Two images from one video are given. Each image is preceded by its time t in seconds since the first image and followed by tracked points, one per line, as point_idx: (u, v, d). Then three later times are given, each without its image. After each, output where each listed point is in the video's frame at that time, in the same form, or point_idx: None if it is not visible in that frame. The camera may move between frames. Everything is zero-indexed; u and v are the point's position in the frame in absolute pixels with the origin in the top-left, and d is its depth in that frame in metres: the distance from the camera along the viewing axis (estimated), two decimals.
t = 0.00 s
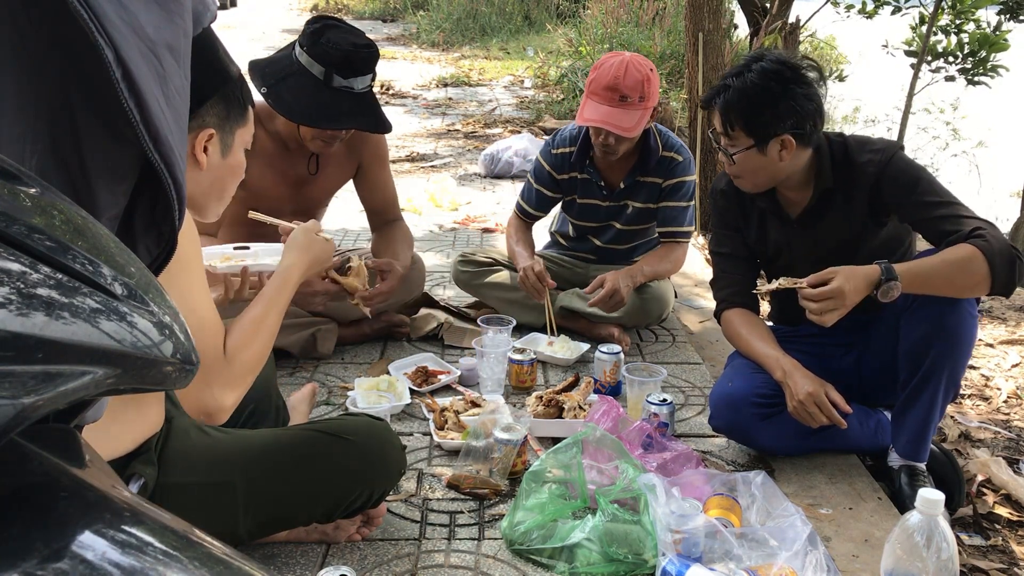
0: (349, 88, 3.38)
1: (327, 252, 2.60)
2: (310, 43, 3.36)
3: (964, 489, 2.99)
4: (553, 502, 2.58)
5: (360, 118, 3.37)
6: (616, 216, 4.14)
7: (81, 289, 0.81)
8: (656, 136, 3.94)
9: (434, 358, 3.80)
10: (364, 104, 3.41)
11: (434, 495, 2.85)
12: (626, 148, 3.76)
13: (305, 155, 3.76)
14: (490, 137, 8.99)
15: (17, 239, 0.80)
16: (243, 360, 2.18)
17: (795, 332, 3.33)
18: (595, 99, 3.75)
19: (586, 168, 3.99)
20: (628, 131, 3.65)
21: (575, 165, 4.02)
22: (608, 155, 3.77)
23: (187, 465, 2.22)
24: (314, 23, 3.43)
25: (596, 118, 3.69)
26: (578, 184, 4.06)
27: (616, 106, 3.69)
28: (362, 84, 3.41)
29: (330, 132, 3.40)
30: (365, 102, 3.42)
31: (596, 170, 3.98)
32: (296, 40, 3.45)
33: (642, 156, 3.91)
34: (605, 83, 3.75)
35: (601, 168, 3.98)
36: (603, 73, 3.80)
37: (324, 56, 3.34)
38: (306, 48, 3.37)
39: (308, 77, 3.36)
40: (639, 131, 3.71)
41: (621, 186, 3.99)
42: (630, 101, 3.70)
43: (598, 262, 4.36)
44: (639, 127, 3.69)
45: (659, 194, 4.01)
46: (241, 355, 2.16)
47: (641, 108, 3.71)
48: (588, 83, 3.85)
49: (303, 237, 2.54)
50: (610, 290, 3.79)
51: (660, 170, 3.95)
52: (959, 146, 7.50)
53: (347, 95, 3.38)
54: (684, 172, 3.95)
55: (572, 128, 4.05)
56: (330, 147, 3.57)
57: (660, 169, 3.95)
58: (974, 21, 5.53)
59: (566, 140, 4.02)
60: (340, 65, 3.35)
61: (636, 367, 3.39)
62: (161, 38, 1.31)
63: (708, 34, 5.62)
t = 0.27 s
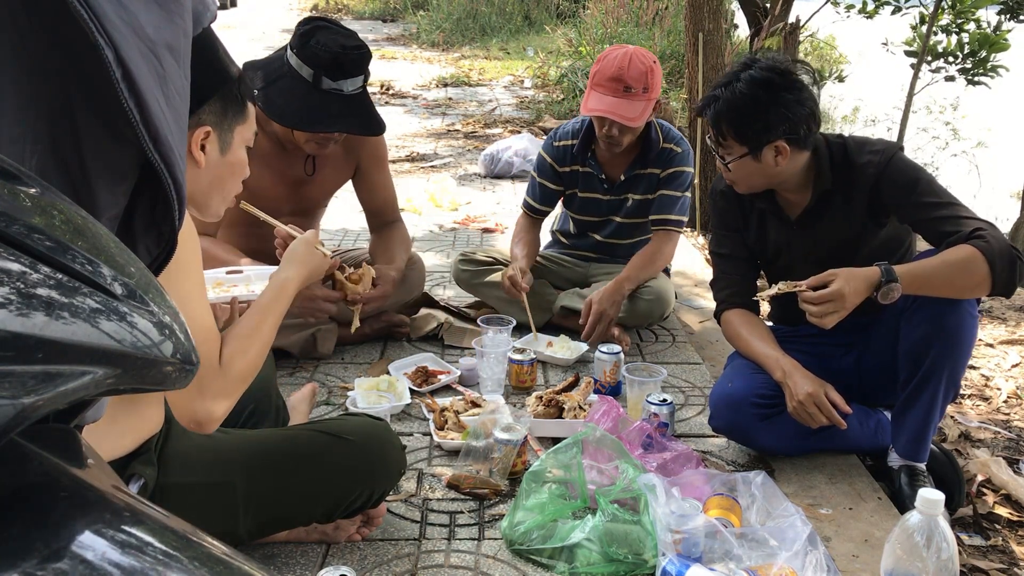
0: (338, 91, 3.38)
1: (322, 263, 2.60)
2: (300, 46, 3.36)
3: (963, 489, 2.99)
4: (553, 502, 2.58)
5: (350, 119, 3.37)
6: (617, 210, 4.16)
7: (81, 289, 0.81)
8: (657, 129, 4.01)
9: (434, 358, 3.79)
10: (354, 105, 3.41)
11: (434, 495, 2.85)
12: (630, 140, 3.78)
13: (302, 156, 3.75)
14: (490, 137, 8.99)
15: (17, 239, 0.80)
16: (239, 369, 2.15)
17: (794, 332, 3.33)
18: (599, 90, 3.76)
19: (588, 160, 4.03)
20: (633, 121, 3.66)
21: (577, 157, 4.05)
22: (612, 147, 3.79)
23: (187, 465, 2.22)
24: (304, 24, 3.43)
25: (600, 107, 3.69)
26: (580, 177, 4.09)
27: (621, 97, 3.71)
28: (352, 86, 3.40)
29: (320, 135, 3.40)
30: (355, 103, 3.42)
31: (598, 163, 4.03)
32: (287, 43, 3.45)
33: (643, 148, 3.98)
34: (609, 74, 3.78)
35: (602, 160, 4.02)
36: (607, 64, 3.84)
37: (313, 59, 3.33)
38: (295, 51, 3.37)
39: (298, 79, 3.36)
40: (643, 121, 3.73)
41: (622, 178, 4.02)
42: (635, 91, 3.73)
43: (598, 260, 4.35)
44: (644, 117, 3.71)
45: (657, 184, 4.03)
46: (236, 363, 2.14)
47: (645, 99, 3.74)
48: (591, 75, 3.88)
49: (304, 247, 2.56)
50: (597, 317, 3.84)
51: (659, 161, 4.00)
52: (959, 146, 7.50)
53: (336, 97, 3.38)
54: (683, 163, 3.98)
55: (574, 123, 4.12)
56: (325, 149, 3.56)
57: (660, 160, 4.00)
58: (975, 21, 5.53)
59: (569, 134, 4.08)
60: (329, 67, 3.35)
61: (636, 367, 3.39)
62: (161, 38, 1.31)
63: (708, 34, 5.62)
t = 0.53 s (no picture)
0: (338, 91, 3.38)
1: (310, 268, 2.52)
2: (300, 46, 3.36)
3: (964, 489, 2.99)
4: (553, 502, 2.58)
5: (349, 119, 3.38)
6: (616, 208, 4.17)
7: (81, 289, 0.81)
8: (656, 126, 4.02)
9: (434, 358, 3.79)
10: (354, 106, 3.41)
11: (434, 495, 2.85)
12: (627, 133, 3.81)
13: (302, 156, 3.75)
14: (490, 137, 8.99)
15: (17, 239, 0.80)
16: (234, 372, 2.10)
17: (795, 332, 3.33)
18: (594, 84, 3.81)
19: (587, 157, 4.07)
20: (628, 110, 3.70)
21: (577, 155, 4.08)
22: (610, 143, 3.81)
23: (186, 465, 2.23)
24: (303, 26, 3.42)
25: (596, 98, 3.72)
26: (579, 175, 4.12)
27: (615, 88, 3.75)
28: (352, 87, 3.40)
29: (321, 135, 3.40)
30: (356, 104, 3.42)
31: (597, 160, 4.06)
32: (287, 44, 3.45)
33: (641, 146, 4.00)
34: (602, 66, 3.82)
35: (601, 157, 4.05)
36: (600, 58, 3.88)
37: (313, 59, 3.33)
38: (296, 51, 3.37)
39: (299, 80, 3.36)
40: (638, 112, 3.76)
41: (620, 176, 4.05)
42: (629, 82, 3.77)
43: (598, 259, 4.36)
44: (639, 107, 3.74)
45: (653, 180, 4.03)
46: (231, 369, 2.09)
47: (639, 90, 3.78)
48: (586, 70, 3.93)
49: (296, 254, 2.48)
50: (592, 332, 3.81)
51: (656, 158, 4.01)
52: (959, 146, 7.51)
53: (337, 97, 3.38)
54: (680, 159, 3.99)
55: (574, 121, 4.13)
56: (326, 149, 3.56)
57: (656, 157, 4.00)
58: (974, 21, 5.53)
59: (568, 132, 4.09)
60: (330, 68, 3.35)
61: (636, 367, 3.39)
62: (162, 38, 1.31)
63: (708, 34, 5.63)
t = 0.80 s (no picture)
0: (342, 91, 3.39)
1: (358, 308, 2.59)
2: (305, 46, 3.37)
3: (963, 489, 2.99)
4: (553, 501, 2.58)
5: (348, 118, 3.38)
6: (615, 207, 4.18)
7: (81, 289, 0.81)
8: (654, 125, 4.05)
9: (434, 359, 3.79)
10: (358, 107, 3.42)
11: (434, 495, 2.85)
12: (619, 128, 3.85)
13: (304, 156, 3.75)
14: (490, 137, 8.98)
15: (17, 239, 0.80)
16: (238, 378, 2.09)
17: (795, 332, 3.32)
18: (582, 80, 3.89)
19: (586, 155, 4.10)
20: (612, 102, 3.75)
21: (577, 154, 4.12)
22: (605, 138, 3.87)
23: (185, 466, 2.24)
24: (309, 24, 3.42)
25: (585, 93, 3.78)
26: (578, 173, 4.15)
27: (601, 81, 3.81)
28: (356, 87, 3.41)
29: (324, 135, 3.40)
30: (359, 104, 3.43)
31: (596, 158, 4.09)
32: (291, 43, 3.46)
33: (639, 144, 4.02)
34: (588, 62, 3.91)
35: (600, 156, 4.08)
36: (585, 55, 3.95)
37: (318, 59, 3.34)
38: (300, 51, 3.38)
39: (302, 79, 3.37)
40: (626, 104, 3.80)
41: (618, 175, 4.08)
42: (614, 75, 3.82)
43: (598, 258, 4.35)
44: (626, 99, 3.78)
45: (650, 178, 4.03)
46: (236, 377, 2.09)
47: (626, 82, 3.82)
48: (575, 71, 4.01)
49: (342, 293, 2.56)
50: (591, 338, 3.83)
51: (654, 156, 4.01)
52: (959, 146, 7.51)
53: (341, 98, 3.39)
54: (677, 158, 3.99)
55: (574, 119, 4.17)
56: (328, 149, 3.55)
57: (654, 155, 4.01)
58: (974, 21, 5.53)
59: (567, 130, 4.13)
60: (335, 67, 3.36)
61: (636, 367, 3.39)
62: (162, 38, 1.31)
63: (708, 34, 5.63)
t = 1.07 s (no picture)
0: (341, 91, 3.39)
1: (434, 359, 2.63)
2: (303, 46, 3.37)
3: (963, 490, 2.99)
4: (553, 502, 2.58)
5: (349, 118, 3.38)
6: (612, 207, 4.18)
7: (81, 289, 0.81)
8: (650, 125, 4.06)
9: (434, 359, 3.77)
10: (357, 107, 3.41)
11: (434, 495, 2.85)
12: (614, 126, 3.86)
13: (304, 156, 3.75)
14: (490, 137, 8.99)
15: (17, 239, 0.80)
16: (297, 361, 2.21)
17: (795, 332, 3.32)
18: (572, 79, 3.92)
19: (584, 154, 4.11)
20: (603, 98, 3.76)
21: (575, 153, 4.13)
22: (600, 137, 3.88)
23: (186, 466, 2.24)
24: (307, 25, 3.42)
25: (575, 91, 3.81)
26: (575, 173, 4.16)
27: (590, 78, 3.84)
28: (355, 87, 3.41)
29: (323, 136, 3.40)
30: (358, 104, 3.43)
31: (593, 158, 4.10)
32: (289, 44, 3.46)
33: (635, 144, 4.03)
34: (578, 60, 3.94)
35: (597, 155, 4.09)
36: (573, 54, 3.98)
37: (317, 59, 3.34)
38: (298, 52, 3.38)
39: (301, 79, 3.37)
40: (617, 99, 3.80)
41: (615, 174, 4.08)
42: (602, 72, 3.84)
43: (598, 258, 4.34)
44: (616, 95, 3.79)
45: (647, 178, 4.03)
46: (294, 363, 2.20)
47: (615, 78, 3.81)
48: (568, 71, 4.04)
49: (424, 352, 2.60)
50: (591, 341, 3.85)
51: (649, 155, 4.02)
52: (959, 146, 7.51)
53: (340, 98, 3.38)
54: (673, 157, 3.99)
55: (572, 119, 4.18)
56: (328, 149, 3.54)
57: (650, 155, 4.01)
58: (974, 21, 5.53)
59: (565, 130, 4.14)
60: (334, 67, 3.36)
61: (636, 366, 3.39)
62: (161, 38, 1.31)
63: (708, 34, 5.63)
